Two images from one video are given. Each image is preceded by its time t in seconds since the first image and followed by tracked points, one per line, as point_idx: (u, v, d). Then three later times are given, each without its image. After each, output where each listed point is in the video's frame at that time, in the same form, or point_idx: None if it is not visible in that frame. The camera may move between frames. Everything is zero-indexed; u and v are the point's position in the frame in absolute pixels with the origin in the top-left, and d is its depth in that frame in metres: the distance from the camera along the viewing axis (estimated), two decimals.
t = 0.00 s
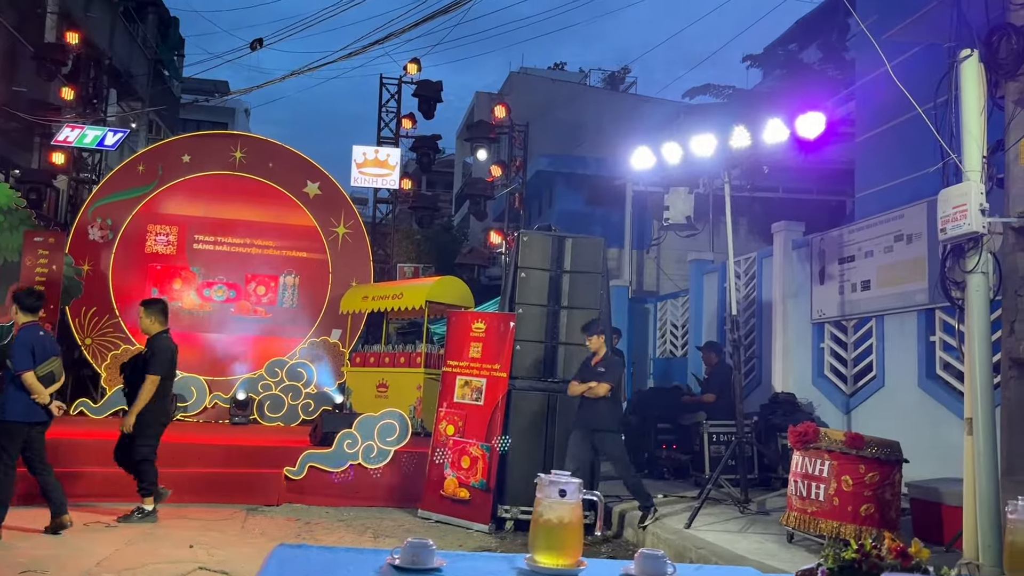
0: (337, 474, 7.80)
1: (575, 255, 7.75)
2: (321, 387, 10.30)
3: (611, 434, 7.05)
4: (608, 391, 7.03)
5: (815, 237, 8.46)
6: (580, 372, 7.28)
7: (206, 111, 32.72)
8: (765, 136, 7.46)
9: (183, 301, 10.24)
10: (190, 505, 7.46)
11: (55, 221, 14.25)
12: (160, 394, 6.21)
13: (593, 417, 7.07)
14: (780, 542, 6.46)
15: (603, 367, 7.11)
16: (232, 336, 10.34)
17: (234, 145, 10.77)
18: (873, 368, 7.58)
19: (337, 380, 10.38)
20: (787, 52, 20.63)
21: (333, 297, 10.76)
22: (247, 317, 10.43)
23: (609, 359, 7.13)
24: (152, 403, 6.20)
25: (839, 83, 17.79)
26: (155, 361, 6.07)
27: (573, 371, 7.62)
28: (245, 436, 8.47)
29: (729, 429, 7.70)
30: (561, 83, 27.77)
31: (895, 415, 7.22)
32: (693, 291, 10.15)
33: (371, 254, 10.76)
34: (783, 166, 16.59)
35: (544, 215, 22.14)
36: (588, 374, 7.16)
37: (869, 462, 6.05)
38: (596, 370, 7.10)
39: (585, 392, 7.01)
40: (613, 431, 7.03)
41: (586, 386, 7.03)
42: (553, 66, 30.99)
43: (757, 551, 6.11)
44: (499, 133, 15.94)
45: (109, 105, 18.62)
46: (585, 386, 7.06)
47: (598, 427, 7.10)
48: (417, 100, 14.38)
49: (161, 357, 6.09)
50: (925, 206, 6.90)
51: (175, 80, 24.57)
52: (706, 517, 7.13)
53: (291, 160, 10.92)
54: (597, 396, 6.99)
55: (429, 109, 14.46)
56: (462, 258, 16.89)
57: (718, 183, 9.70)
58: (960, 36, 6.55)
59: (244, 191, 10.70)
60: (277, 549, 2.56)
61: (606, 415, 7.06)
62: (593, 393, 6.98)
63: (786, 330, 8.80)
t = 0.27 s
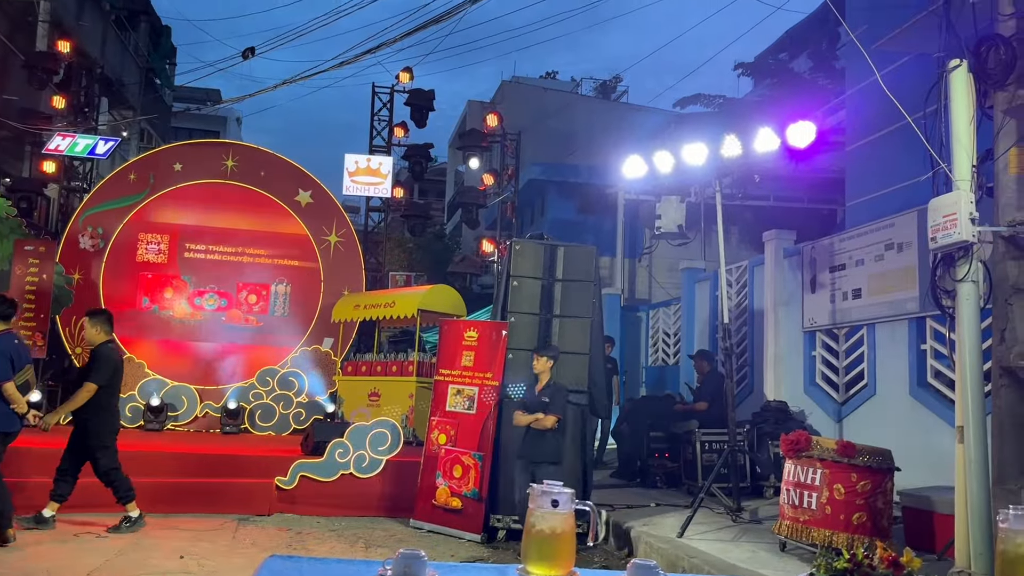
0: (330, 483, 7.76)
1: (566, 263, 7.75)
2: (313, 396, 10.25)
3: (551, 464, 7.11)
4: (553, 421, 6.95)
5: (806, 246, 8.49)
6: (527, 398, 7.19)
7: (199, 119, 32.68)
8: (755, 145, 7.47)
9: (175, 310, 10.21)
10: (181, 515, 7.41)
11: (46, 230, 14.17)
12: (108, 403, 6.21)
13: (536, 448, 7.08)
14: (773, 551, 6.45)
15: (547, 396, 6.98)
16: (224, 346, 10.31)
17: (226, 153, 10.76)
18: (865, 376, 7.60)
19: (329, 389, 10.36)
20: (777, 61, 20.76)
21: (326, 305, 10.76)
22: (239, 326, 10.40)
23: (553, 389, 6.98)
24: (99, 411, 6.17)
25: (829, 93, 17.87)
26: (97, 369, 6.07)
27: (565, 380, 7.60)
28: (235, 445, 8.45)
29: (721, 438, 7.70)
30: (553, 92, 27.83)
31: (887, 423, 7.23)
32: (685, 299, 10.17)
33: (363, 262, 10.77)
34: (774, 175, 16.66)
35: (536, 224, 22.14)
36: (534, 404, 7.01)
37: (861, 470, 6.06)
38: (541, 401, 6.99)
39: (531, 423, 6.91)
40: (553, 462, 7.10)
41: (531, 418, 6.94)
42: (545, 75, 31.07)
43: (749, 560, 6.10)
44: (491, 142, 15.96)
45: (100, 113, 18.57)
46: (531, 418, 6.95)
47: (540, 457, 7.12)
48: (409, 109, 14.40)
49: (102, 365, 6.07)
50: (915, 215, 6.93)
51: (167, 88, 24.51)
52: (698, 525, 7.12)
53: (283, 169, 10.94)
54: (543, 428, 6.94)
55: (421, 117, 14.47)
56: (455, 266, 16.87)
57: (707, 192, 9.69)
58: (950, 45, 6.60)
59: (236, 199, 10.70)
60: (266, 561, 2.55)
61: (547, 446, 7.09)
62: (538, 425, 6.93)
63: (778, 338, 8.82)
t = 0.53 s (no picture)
0: (339, 489, 7.77)
1: (574, 269, 7.76)
2: (322, 402, 10.31)
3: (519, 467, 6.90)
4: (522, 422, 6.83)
5: (815, 251, 8.47)
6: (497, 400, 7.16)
7: (210, 127, 32.90)
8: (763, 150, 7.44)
9: (184, 317, 10.26)
10: (191, 521, 7.44)
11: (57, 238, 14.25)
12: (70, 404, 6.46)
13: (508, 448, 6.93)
14: (783, 557, 6.42)
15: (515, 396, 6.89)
16: (233, 353, 10.35)
17: (235, 161, 10.82)
18: (875, 382, 7.57)
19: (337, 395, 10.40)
20: (785, 66, 20.73)
21: (334, 312, 10.79)
22: (248, 333, 10.44)
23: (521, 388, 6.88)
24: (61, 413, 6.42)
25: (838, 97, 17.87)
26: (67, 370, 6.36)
27: (573, 387, 7.59)
28: (245, 451, 8.49)
29: (730, 443, 7.68)
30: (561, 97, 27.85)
31: (897, 428, 7.20)
32: (693, 304, 10.15)
33: (372, 269, 10.80)
34: (783, 181, 16.62)
35: (544, 230, 22.14)
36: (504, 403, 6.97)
37: (871, 476, 6.05)
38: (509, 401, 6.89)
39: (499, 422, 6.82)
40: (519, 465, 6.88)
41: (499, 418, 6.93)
42: (552, 81, 31.15)
43: (758, 567, 6.07)
44: (499, 148, 15.99)
45: (111, 122, 18.71)
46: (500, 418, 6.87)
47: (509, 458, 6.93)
48: (417, 116, 14.44)
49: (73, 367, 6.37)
50: (924, 219, 6.91)
51: (177, 97, 24.67)
52: (707, 531, 7.10)
53: (292, 176, 10.99)
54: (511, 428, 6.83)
55: (429, 124, 14.51)
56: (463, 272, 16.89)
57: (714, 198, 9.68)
58: (958, 50, 6.59)
59: (246, 206, 10.75)
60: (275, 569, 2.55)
61: (518, 448, 6.90)
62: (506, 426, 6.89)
63: (787, 344, 8.80)
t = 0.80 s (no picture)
0: (361, 492, 7.78)
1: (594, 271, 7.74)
2: (344, 404, 10.34)
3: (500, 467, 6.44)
4: (495, 422, 6.40)
5: (838, 251, 8.41)
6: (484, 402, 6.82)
7: (231, 133, 33.24)
8: (785, 150, 7.36)
9: (208, 322, 10.34)
10: (216, 524, 7.49)
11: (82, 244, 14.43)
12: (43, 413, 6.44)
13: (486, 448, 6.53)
14: (807, 560, 6.36)
15: (491, 395, 6.52)
16: (256, 356, 10.42)
17: (257, 166, 10.91)
18: (900, 383, 7.50)
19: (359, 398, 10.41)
20: (805, 65, 20.57)
21: (355, 315, 10.84)
22: (271, 336, 10.51)
23: (496, 386, 6.49)
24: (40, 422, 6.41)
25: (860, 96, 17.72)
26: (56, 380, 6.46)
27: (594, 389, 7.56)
28: (266, 453, 8.56)
29: (753, 445, 7.62)
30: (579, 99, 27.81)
31: (923, 430, 7.12)
32: (715, 306, 10.11)
33: (393, 272, 10.86)
34: (805, 181, 16.48)
35: (564, 231, 22.10)
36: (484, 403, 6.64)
37: (897, 478, 5.98)
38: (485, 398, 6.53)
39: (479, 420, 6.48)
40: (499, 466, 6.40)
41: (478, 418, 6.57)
42: (570, 84, 31.14)
43: (783, 570, 6.02)
44: (518, 151, 16.00)
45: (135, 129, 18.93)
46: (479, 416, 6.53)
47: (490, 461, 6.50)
48: (437, 120, 14.48)
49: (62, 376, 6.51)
50: (949, 218, 6.84)
51: (199, 103, 24.89)
52: (730, 534, 7.06)
53: (312, 181, 11.06)
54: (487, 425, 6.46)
55: (448, 127, 14.54)
56: (483, 275, 16.89)
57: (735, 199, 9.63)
58: (984, 47, 6.53)
59: (267, 211, 10.83)
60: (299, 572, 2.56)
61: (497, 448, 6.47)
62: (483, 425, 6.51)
63: (810, 346, 8.74)
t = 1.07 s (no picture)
0: (400, 487, 7.85)
1: (634, 265, 7.69)
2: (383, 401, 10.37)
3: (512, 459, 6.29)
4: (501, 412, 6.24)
5: (882, 243, 8.27)
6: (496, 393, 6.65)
7: (268, 133, 33.72)
8: (827, 140, 7.27)
9: (249, 319, 10.47)
10: (260, 519, 7.59)
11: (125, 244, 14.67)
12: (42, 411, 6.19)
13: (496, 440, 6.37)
14: (853, 556, 6.26)
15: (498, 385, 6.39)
16: (296, 352, 10.54)
17: (295, 166, 11.00)
18: (946, 376, 7.35)
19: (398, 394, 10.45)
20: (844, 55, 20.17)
21: (392, 312, 10.90)
22: (310, 333, 10.62)
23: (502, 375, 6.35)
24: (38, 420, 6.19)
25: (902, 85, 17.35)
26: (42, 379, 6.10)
27: (635, 384, 7.51)
28: (308, 449, 8.66)
29: (796, 441, 7.53)
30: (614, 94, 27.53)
31: (973, 424, 6.96)
32: (755, 300, 10.00)
33: (430, 268, 10.90)
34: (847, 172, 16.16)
35: (600, 226, 21.92)
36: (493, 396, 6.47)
37: (945, 474, 5.84)
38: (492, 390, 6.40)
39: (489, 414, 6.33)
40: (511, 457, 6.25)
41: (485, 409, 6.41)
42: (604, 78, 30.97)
43: (830, 565, 5.93)
44: (554, 146, 15.96)
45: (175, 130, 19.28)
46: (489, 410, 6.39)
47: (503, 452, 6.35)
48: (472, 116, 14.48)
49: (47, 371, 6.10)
50: (997, 208, 6.69)
51: (237, 104, 25.16)
52: (773, 530, 6.98)
53: (350, 179, 11.14)
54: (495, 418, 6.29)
55: (484, 124, 14.54)
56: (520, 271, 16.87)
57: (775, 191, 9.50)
58: None
59: (305, 210, 10.93)
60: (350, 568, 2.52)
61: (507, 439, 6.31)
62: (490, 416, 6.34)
63: (854, 340, 8.61)
